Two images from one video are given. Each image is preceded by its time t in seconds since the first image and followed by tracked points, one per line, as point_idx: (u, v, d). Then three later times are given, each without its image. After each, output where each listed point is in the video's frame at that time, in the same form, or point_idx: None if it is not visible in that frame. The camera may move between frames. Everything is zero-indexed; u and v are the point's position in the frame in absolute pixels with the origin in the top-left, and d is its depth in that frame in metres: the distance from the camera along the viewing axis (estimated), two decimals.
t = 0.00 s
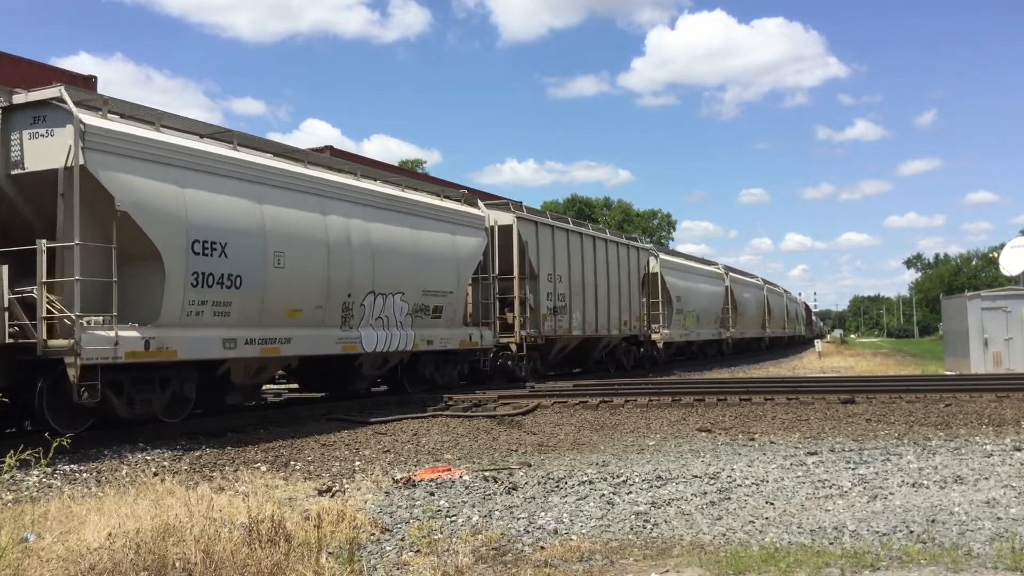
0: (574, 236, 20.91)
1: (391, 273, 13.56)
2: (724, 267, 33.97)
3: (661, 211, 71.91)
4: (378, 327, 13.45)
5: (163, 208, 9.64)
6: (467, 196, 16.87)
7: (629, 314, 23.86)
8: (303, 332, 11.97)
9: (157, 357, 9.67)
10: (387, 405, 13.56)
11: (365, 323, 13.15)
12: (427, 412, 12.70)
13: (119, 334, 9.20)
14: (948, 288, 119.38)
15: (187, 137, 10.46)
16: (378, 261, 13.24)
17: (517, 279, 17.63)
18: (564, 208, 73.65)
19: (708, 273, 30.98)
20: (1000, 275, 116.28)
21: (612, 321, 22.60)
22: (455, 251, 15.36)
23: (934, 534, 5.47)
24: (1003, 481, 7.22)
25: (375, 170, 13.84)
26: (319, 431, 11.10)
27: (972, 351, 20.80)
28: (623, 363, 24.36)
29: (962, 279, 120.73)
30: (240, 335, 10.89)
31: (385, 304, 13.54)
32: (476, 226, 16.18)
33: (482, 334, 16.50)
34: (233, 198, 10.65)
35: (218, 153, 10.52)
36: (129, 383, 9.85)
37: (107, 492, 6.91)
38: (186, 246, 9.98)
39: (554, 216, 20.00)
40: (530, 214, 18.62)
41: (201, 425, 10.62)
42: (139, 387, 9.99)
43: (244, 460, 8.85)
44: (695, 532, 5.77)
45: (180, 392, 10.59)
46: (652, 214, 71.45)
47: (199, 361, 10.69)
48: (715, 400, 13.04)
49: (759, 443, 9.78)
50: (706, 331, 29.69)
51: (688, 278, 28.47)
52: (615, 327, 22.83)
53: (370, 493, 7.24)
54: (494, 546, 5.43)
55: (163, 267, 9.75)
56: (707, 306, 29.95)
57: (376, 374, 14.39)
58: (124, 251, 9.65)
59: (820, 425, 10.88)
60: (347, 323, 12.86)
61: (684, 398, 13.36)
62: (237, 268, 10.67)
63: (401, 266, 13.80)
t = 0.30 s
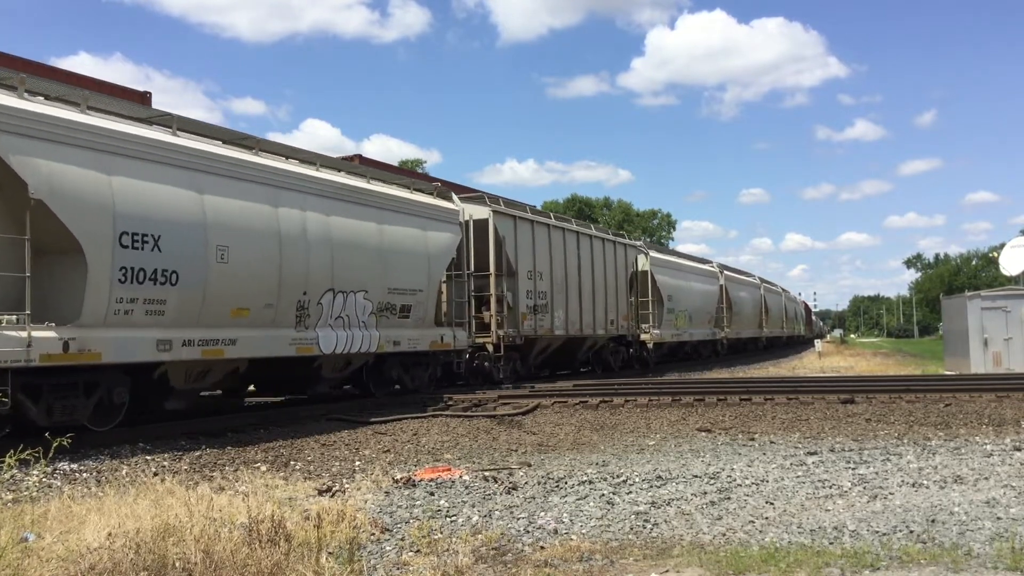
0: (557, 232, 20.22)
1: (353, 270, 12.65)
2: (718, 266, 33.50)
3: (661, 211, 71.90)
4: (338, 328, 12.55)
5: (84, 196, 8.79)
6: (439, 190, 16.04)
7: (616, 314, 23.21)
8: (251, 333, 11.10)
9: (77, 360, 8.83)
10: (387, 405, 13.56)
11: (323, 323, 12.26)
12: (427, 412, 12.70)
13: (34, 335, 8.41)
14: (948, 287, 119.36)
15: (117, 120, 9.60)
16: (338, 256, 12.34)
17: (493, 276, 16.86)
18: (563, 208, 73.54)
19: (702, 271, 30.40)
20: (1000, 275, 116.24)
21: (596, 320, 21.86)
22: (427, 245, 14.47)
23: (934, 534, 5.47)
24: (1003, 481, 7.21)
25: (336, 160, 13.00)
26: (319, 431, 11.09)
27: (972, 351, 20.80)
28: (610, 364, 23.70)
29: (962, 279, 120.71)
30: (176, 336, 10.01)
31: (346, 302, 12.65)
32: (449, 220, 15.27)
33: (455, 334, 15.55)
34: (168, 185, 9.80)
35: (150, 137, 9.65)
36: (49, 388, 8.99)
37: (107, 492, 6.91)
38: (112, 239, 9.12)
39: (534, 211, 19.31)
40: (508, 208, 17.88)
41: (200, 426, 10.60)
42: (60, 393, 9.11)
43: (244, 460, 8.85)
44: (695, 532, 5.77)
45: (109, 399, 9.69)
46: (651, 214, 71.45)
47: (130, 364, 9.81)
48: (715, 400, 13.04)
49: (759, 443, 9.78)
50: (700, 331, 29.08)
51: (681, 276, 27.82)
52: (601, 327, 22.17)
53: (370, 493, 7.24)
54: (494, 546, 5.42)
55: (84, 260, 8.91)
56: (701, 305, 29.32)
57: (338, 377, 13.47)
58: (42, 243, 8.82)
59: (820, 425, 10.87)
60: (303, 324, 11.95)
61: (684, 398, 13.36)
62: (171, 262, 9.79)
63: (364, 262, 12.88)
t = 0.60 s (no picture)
0: (537, 228, 19.57)
1: (306, 264, 11.79)
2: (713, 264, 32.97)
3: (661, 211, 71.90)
4: (291, 327, 11.65)
5: None
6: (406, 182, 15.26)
7: (600, 313, 22.44)
8: (191, 332, 10.23)
9: None
10: (387, 404, 13.56)
11: (273, 322, 11.37)
12: (427, 412, 12.70)
13: None
14: (948, 287, 119.36)
15: (31, 101, 8.79)
16: (289, 249, 11.49)
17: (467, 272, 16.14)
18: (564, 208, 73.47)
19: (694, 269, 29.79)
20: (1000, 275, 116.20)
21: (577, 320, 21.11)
22: (393, 239, 13.62)
23: (934, 534, 5.47)
24: (1003, 481, 7.21)
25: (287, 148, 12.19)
26: (320, 431, 11.09)
27: (972, 351, 20.79)
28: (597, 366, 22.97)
29: (962, 279, 120.71)
30: (101, 336, 9.12)
31: (300, 300, 11.76)
32: (416, 212, 14.42)
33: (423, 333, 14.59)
34: (89, 171, 8.95)
35: (70, 119, 8.83)
36: None
37: (107, 492, 6.91)
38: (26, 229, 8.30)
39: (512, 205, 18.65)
40: (483, 202, 17.16)
41: (200, 425, 10.60)
42: None
43: (244, 460, 8.84)
44: (695, 532, 5.76)
45: (24, 404, 8.83)
46: (651, 214, 71.45)
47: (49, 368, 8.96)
48: (715, 400, 13.03)
49: (759, 443, 9.77)
50: (691, 330, 28.42)
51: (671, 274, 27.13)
52: (584, 326, 21.54)
53: (370, 493, 7.24)
54: (494, 546, 5.42)
55: None
56: (692, 303, 28.66)
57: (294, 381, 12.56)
58: None
59: (820, 425, 10.87)
60: (250, 323, 11.07)
61: (684, 398, 13.35)
62: (93, 255, 8.92)
63: (320, 256, 12.02)
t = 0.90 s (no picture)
0: (517, 223, 18.59)
1: (254, 258, 10.84)
2: (707, 262, 32.26)
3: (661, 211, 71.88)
4: (236, 327, 10.69)
5: None
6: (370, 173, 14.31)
7: (587, 313, 21.43)
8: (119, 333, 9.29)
9: None
10: (386, 404, 13.54)
11: (214, 322, 10.42)
12: (427, 412, 12.68)
13: None
14: (948, 287, 119.33)
15: None
16: (233, 242, 10.54)
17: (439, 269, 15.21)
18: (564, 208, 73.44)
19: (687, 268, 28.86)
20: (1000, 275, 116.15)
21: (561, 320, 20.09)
22: (354, 233, 12.65)
23: (934, 534, 5.47)
24: (1003, 481, 7.21)
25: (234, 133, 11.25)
26: (321, 431, 11.09)
27: (972, 351, 20.78)
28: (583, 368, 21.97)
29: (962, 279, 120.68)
30: (10, 336, 8.18)
31: (246, 297, 10.80)
32: (382, 205, 13.46)
33: (390, 332, 13.69)
34: None
35: None
36: None
37: (107, 493, 6.90)
38: None
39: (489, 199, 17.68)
40: (457, 195, 16.17)
41: (200, 425, 10.59)
42: None
43: (244, 460, 8.84)
44: (695, 532, 5.76)
45: None
46: (652, 214, 71.43)
47: None
48: (715, 400, 13.03)
49: (759, 443, 9.77)
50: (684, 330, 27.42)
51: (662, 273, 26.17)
52: (569, 327, 20.58)
53: (370, 493, 7.24)
54: (494, 546, 5.42)
55: None
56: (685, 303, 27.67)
57: (243, 386, 11.63)
58: None
59: (820, 425, 10.87)
60: (188, 322, 10.12)
61: (684, 398, 13.35)
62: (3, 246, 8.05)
63: (269, 251, 11.06)
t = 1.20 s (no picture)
0: (495, 218, 17.35)
1: (192, 252, 9.98)
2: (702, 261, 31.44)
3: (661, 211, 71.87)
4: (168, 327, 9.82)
5: None
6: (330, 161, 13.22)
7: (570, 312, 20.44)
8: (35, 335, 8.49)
9: None
10: (387, 404, 13.54)
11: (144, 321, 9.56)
12: (427, 412, 12.67)
13: None
14: (948, 287, 119.37)
15: None
16: (167, 234, 9.67)
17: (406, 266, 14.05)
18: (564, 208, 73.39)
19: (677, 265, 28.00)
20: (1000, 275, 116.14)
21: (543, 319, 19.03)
22: (309, 225, 11.76)
23: (934, 534, 5.46)
24: (1003, 481, 7.20)
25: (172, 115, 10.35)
26: (321, 431, 11.08)
27: (972, 351, 20.78)
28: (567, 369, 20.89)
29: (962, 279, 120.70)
30: None
31: (181, 295, 9.92)
32: (344, 196, 12.58)
33: (351, 333, 12.75)
34: None
35: None
36: None
37: (107, 492, 6.90)
38: None
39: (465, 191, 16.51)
40: (429, 187, 15.01)
41: (200, 425, 10.58)
42: None
43: (244, 460, 8.83)
44: (695, 532, 5.76)
45: None
46: (652, 214, 71.44)
47: None
48: (715, 400, 13.02)
49: (759, 443, 9.76)
50: (675, 331, 26.58)
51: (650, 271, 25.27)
52: (550, 327, 19.44)
53: (370, 493, 7.23)
54: (494, 546, 5.42)
55: None
56: (676, 301, 26.77)
57: (186, 390, 10.94)
58: None
59: (820, 425, 10.86)
60: (114, 322, 9.28)
61: (684, 398, 13.34)
62: None
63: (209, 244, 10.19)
